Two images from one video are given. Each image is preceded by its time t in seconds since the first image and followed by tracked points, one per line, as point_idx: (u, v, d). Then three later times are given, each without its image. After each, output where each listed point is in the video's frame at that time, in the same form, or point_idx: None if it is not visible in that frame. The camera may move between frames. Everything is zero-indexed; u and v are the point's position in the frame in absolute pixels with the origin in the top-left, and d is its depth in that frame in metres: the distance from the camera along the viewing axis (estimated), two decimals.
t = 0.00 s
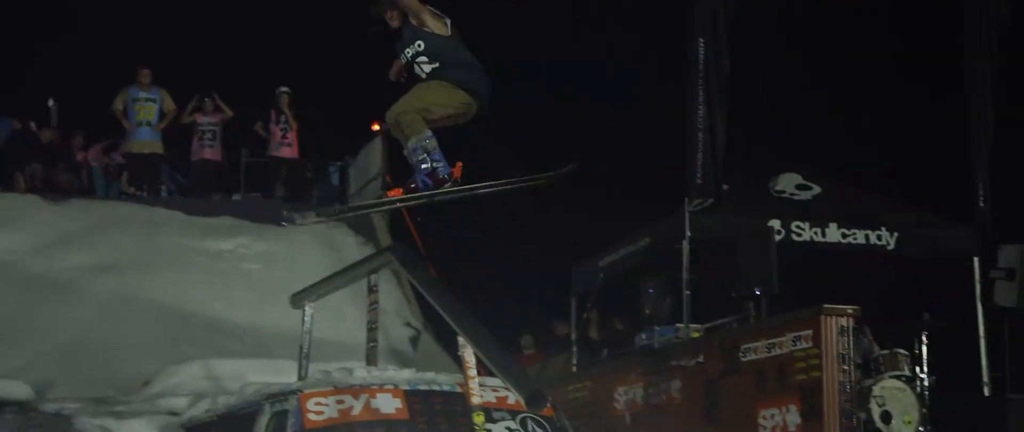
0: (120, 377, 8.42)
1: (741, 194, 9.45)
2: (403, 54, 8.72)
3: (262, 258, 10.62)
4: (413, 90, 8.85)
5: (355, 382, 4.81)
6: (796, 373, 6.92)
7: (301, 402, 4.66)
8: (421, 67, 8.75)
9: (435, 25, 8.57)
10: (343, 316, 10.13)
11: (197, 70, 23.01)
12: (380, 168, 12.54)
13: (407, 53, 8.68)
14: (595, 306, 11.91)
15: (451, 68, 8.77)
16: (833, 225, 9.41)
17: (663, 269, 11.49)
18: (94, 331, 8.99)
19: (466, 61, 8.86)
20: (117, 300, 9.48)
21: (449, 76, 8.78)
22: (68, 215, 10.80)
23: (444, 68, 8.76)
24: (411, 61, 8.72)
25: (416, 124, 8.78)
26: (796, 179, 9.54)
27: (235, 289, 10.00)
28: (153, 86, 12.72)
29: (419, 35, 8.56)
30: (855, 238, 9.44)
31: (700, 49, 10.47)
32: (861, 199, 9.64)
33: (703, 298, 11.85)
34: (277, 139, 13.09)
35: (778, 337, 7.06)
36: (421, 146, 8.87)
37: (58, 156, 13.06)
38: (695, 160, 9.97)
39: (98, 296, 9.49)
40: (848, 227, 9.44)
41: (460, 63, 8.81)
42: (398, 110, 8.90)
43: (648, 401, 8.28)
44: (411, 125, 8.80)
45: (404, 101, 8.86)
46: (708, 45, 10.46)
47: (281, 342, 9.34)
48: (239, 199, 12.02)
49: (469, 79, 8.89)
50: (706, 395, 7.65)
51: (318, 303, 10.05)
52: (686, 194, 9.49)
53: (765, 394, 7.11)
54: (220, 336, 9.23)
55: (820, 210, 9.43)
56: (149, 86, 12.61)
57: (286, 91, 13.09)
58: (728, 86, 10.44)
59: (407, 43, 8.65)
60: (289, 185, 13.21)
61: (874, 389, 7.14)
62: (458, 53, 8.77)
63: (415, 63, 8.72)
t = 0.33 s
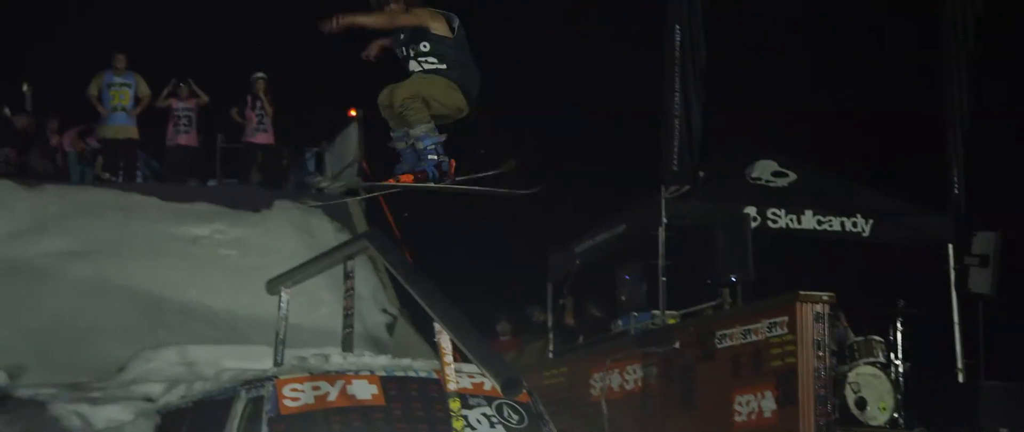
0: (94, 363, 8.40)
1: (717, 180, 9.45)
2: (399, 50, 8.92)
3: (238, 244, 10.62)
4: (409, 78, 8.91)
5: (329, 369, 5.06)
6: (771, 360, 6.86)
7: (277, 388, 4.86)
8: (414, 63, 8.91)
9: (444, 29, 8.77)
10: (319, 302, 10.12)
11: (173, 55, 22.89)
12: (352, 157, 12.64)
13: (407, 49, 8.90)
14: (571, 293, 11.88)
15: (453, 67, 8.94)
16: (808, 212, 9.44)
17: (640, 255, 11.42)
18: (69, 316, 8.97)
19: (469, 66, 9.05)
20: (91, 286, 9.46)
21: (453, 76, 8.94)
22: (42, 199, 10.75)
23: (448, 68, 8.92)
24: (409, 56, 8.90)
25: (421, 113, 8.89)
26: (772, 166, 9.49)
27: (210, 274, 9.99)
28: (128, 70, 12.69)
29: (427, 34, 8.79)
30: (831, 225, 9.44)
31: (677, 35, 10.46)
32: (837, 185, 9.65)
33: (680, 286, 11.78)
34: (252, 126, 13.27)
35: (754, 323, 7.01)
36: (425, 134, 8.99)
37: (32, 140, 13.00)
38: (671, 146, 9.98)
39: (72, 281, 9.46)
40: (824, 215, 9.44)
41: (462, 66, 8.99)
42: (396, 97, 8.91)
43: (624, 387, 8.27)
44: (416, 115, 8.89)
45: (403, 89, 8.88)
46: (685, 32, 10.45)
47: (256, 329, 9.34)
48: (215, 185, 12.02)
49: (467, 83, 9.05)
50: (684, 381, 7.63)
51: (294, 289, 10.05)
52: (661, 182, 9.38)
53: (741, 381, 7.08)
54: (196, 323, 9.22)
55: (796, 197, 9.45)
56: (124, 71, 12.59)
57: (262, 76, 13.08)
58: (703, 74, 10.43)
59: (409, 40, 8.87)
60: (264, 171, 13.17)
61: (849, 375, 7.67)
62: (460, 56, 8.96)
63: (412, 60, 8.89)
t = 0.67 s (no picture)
0: (72, 350, 8.38)
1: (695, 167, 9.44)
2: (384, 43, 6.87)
3: (216, 230, 10.61)
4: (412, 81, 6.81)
5: (307, 355, 5.10)
6: (749, 347, 6.80)
7: (255, 375, 4.92)
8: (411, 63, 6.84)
9: (455, 27, 6.68)
10: (298, 288, 10.13)
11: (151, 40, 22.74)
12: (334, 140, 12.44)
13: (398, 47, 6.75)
14: (548, 280, 11.86)
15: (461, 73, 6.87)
16: (786, 199, 9.45)
17: (617, 241, 11.43)
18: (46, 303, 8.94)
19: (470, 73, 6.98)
20: (68, 272, 9.43)
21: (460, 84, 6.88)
22: (18, 185, 10.70)
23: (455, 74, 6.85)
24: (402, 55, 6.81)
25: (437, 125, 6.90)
26: (749, 153, 9.50)
27: (189, 261, 9.98)
28: (106, 55, 12.63)
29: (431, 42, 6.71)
30: (809, 211, 9.46)
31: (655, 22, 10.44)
32: (814, 173, 9.67)
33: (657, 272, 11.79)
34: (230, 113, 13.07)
35: (732, 310, 6.96)
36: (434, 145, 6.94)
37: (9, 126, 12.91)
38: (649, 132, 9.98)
39: (49, 268, 9.43)
40: (802, 201, 9.45)
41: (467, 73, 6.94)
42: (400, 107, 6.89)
43: (603, 374, 8.25)
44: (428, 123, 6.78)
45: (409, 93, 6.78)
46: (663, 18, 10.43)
47: (235, 315, 9.33)
48: (194, 171, 11.99)
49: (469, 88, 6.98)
50: (664, 364, 7.58)
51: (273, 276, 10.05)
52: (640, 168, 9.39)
53: (719, 367, 7.03)
54: (174, 309, 9.21)
55: (773, 184, 9.47)
56: (102, 56, 12.52)
57: (240, 62, 13.02)
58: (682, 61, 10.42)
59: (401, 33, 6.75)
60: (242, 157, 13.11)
61: (827, 363, 7.93)
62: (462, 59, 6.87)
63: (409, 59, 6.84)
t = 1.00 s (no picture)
0: (52, 336, 8.37)
1: (675, 153, 9.44)
2: (383, 54, 9.03)
3: (196, 216, 10.62)
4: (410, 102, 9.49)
5: (288, 340, 5.21)
6: (730, 335, 6.62)
7: (236, 361, 5.04)
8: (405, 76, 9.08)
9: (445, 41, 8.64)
10: (278, 274, 10.13)
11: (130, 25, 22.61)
12: (313, 127, 12.59)
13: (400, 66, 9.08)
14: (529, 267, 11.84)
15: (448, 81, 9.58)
16: (766, 186, 9.47)
17: (596, 228, 11.42)
18: (26, 289, 8.93)
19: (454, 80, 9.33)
20: (48, 258, 9.41)
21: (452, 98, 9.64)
22: None
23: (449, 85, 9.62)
24: (401, 68, 9.08)
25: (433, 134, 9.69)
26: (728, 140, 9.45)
27: (171, 247, 10.00)
28: (83, 40, 12.52)
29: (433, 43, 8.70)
30: (788, 199, 9.48)
31: (636, 9, 10.44)
32: (793, 159, 9.70)
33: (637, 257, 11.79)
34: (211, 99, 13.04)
35: (713, 296, 6.79)
36: (439, 154, 9.80)
37: None
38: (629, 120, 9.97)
39: (28, 254, 9.41)
40: (781, 188, 9.48)
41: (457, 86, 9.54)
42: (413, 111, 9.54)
43: (581, 361, 8.16)
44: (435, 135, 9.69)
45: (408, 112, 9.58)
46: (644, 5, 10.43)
47: (215, 301, 9.34)
48: (173, 156, 11.96)
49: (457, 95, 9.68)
50: (643, 353, 7.45)
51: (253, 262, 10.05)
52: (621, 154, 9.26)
53: (698, 353, 6.86)
54: (154, 295, 9.22)
55: (753, 170, 9.49)
56: (80, 42, 12.40)
57: (220, 47, 12.94)
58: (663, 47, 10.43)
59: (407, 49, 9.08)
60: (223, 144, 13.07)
61: (807, 349, 7.98)
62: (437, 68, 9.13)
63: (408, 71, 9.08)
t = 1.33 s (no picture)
0: (32, 319, 8.38)
1: (656, 137, 9.42)
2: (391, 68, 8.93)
3: (176, 199, 10.63)
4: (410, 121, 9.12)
5: (269, 324, 5.49)
6: (711, 318, 6.36)
7: (216, 344, 5.27)
8: (411, 93, 8.93)
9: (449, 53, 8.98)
10: (259, 258, 10.12)
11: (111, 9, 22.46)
12: (294, 110, 12.53)
13: (409, 81, 8.93)
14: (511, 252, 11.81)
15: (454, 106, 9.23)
16: (748, 171, 9.45)
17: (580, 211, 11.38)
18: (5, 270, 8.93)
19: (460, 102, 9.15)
20: (28, 240, 9.41)
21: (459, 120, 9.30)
22: None
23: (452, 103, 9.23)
24: (406, 85, 8.93)
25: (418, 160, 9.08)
26: (712, 124, 9.58)
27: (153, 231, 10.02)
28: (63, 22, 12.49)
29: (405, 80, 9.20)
30: (771, 184, 9.49)
31: None
32: (775, 144, 9.71)
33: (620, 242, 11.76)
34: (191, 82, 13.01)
35: (692, 280, 6.50)
36: (452, 182, 9.16)
37: None
38: (611, 104, 9.95)
39: (8, 235, 9.40)
40: (763, 173, 9.47)
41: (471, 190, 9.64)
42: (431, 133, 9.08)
43: (561, 345, 7.85)
44: (421, 158, 9.08)
45: (408, 134, 9.09)
46: None
47: (196, 284, 9.36)
48: (152, 140, 11.90)
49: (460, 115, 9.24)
50: (624, 341, 7.08)
51: (234, 245, 10.05)
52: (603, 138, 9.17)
53: (682, 336, 6.55)
54: (135, 278, 9.23)
55: (735, 155, 9.48)
56: (59, 25, 12.39)
57: (201, 31, 12.90)
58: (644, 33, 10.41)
59: (415, 65, 8.95)
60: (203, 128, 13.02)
61: (788, 334, 7.96)
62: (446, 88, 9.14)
63: (412, 87, 8.93)
